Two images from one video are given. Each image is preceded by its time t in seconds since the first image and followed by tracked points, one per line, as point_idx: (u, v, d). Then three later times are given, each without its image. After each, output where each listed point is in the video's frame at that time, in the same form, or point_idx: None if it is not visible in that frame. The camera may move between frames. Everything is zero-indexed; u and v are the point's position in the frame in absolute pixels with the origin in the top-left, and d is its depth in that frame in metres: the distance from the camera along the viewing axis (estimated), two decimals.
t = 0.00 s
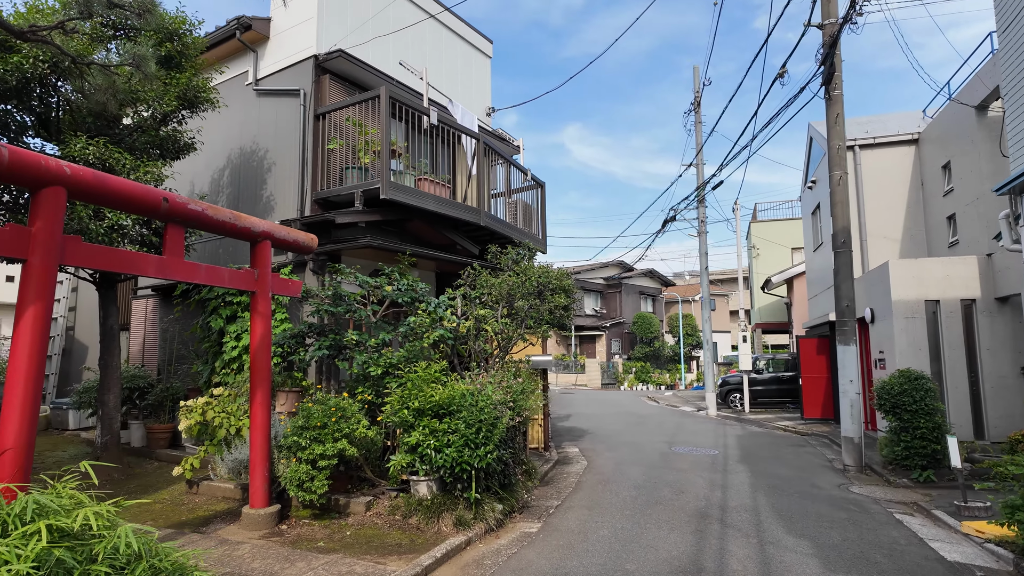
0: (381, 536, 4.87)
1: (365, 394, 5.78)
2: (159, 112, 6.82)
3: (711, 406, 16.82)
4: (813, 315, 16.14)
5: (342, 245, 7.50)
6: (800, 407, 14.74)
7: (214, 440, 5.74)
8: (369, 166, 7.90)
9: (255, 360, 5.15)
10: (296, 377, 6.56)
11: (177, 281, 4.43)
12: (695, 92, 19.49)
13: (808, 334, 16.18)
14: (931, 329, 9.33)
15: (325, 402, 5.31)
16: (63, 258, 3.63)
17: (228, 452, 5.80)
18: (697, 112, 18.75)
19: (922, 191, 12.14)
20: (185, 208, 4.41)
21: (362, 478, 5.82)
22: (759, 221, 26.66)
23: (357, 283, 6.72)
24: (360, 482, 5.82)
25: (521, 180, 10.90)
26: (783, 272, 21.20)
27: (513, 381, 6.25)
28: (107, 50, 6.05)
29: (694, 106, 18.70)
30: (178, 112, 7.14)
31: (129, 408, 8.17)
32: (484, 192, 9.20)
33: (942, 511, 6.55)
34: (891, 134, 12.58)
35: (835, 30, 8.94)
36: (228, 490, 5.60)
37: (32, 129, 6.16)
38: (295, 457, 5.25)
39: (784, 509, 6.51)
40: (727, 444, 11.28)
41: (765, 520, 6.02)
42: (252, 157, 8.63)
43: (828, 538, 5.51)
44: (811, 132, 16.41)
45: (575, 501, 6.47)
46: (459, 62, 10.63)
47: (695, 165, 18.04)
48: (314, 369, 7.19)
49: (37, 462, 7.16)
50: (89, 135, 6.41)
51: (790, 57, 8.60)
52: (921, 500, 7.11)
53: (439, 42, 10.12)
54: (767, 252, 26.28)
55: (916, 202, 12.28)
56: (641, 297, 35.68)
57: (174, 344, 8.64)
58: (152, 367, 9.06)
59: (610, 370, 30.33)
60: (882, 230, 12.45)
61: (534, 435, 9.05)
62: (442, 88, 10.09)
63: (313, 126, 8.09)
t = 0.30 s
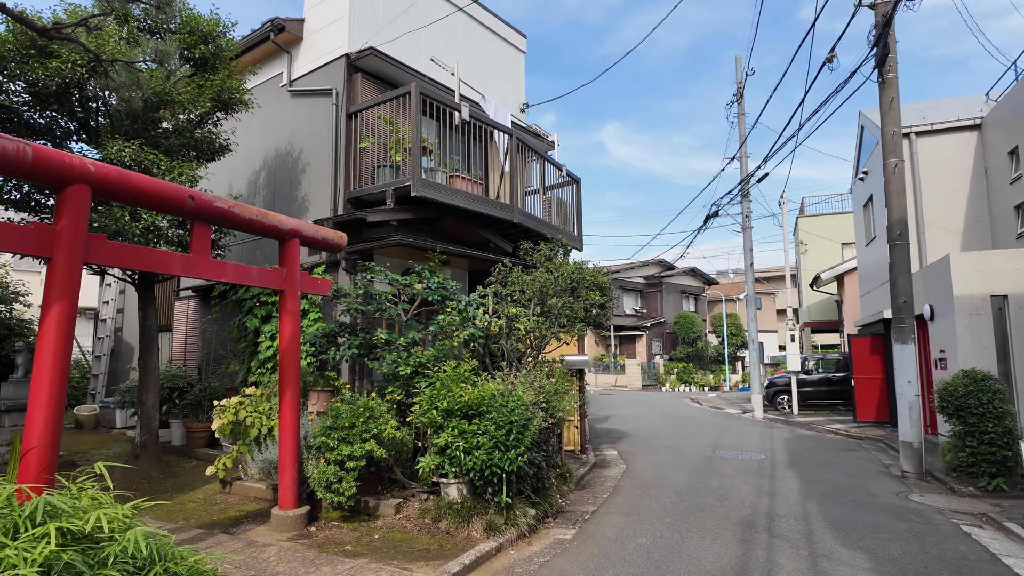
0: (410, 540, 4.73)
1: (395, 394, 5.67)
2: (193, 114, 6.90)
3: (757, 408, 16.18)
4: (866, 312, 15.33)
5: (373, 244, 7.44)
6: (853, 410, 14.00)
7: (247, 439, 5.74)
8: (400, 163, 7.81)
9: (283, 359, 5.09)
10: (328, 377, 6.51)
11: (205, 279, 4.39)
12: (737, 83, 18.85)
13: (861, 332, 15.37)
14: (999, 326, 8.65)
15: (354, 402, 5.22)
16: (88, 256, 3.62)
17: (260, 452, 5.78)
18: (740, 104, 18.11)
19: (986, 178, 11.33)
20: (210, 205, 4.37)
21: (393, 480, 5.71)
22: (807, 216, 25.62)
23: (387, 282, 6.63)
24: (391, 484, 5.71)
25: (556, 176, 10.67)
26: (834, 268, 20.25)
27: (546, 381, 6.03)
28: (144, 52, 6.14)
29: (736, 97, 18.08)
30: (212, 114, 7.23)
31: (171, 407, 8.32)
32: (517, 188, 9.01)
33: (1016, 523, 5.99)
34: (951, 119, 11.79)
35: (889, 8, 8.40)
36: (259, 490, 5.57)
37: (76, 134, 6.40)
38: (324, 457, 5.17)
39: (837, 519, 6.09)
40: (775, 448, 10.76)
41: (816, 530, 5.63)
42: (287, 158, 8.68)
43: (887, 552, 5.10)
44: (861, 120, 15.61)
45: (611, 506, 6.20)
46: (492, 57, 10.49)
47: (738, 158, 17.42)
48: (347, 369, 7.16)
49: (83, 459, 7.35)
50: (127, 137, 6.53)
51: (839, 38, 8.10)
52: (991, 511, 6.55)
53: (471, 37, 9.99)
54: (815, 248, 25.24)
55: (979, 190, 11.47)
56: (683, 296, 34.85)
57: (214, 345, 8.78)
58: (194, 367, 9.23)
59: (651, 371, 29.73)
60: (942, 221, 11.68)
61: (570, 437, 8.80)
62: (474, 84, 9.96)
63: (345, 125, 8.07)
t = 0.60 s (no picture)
0: (426, 545, 4.53)
1: (411, 393, 5.49)
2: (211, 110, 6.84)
3: (790, 409, 15.64)
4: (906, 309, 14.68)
5: (391, 239, 7.28)
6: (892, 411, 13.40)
7: (262, 438, 5.63)
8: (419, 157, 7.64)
9: (297, 356, 4.94)
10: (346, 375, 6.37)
11: (214, 273, 4.26)
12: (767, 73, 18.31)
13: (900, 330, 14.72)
14: None
15: (369, 400, 5.05)
16: (91, 249, 3.50)
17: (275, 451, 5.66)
18: (770, 94, 17.56)
19: None
20: (219, 197, 4.23)
21: (410, 481, 5.54)
22: (840, 210, 24.81)
23: (405, 277, 6.46)
24: (408, 486, 5.54)
25: (580, 169, 10.39)
26: (870, 263, 19.51)
27: (568, 380, 5.79)
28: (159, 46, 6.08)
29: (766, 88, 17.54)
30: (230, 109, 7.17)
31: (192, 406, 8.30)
32: (538, 182, 8.77)
33: None
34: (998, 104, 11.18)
35: None
36: (274, 490, 5.45)
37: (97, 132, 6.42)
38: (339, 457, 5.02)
39: (881, 527, 5.70)
40: (810, 451, 10.31)
41: (859, 539, 5.27)
42: (307, 154, 8.60)
43: (938, 564, 4.72)
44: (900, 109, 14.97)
45: (638, 511, 5.92)
46: (513, 49, 10.27)
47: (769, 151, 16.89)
48: (365, 367, 7.02)
49: (105, 457, 7.35)
50: (144, 133, 6.49)
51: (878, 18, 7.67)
52: None
53: (492, 28, 9.79)
54: (850, 244, 24.43)
55: None
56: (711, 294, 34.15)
57: (234, 343, 8.74)
58: (216, 366, 9.22)
59: (678, 371, 29.19)
60: (989, 212, 11.07)
61: (595, 438, 8.52)
62: (495, 76, 9.76)
63: (364, 119, 7.94)
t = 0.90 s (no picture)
0: (444, 555, 4.37)
1: (430, 397, 5.34)
2: (230, 110, 6.82)
3: (825, 412, 15.10)
4: (949, 308, 14.03)
5: (411, 239, 7.15)
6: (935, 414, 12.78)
7: (282, 442, 5.55)
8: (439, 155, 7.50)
9: (313, 359, 4.82)
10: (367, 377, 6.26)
11: (227, 274, 4.16)
12: (799, 65, 17.74)
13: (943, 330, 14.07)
14: None
15: (387, 405, 4.92)
16: (100, 250, 3.42)
17: (293, 456, 5.58)
18: (802, 87, 17.02)
19: None
20: (232, 196, 4.14)
21: (429, 487, 5.39)
22: (876, 206, 23.98)
23: (425, 278, 6.33)
24: (428, 492, 5.39)
25: (605, 166, 10.14)
26: (909, 261, 18.76)
27: (592, 384, 5.57)
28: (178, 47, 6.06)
29: (798, 81, 17.01)
30: (249, 110, 7.15)
31: (216, 408, 8.31)
32: (562, 179, 8.55)
33: None
34: None
35: None
36: (292, 496, 5.36)
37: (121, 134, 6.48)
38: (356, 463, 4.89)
39: (928, 541, 5.36)
40: (849, 457, 9.87)
41: (905, 555, 4.94)
42: (328, 154, 8.54)
43: None
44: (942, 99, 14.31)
45: (666, 521, 5.67)
46: (535, 43, 10.08)
47: (801, 145, 16.36)
48: (386, 369, 6.91)
49: (131, 459, 7.40)
50: (165, 135, 6.50)
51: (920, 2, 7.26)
52: None
53: (513, 23, 9.62)
54: (886, 240, 23.59)
55: None
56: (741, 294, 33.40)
57: (259, 345, 8.75)
58: (240, 367, 9.25)
59: (708, 373, 28.57)
60: None
61: (621, 442, 8.28)
62: (517, 72, 9.58)
63: (384, 118, 7.84)
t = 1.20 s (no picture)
0: (455, 563, 4.21)
1: (442, 398, 5.20)
2: (244, 109, 6.78)
3: (858, 414, 14.58)
4: (989, 305, 13.40)
5: (426, 237, 7.03)
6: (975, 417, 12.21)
7: (294, 443, 5.47)
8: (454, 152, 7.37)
9: (323, 359, 4.71)
10: (381, 377, 6.15)
11: (232, 272, 4.06)
12: (828, 56, 17.22)
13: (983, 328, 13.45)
14: None
15: (397, 406, 4.79)
16: (99, 248, 3.34)
17: (306, 458, 5.49)
18: (831, 79, 16.50)
19: None
20: (235, 192, 4.05)
21: (443, 490, 5.26)
22: (910, 200, 23.18)
23: (439, 277, 6.19)
24: (441, 496, 5.24)
25: (625, 161, 9.89)
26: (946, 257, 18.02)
27: (611, 385, 5.36)
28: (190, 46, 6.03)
29: (827, 72, 16.49)
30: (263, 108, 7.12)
31: (235, 408, 8.31)
32: (580, 175, 8.35)
33: None
34: None
35: None
36: (304, 498, 5.27)
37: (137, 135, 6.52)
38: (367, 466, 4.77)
39: (971, 552, 5.02)
40: (884, 461, 9.44)
41: (946, 567, 4.62)
42: (344, 153, 8.48)
43: None
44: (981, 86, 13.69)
45: (689, 528, 5.42)
46: (553, 37, 9.89)
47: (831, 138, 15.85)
48: (401, 370, 6.79)
49: (150, 459, 7.42)
50: (179, 135, 6.50)
51: None
52: None
53: (530, 16, 9.45)
54: (921, 236, 22.78)
55: None
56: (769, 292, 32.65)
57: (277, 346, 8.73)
58: (259, 368, 9.25)
59: (736, 373, 27.96)
60: None
61: (643, 445, 8.04)
62: (534, 66, 9.40)
63: (399, 115, 7.74)
